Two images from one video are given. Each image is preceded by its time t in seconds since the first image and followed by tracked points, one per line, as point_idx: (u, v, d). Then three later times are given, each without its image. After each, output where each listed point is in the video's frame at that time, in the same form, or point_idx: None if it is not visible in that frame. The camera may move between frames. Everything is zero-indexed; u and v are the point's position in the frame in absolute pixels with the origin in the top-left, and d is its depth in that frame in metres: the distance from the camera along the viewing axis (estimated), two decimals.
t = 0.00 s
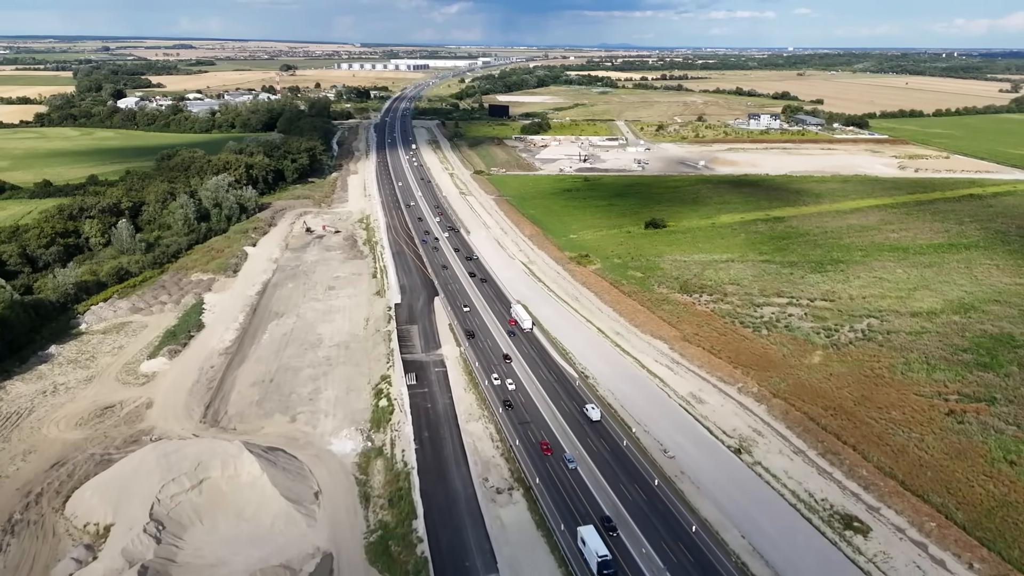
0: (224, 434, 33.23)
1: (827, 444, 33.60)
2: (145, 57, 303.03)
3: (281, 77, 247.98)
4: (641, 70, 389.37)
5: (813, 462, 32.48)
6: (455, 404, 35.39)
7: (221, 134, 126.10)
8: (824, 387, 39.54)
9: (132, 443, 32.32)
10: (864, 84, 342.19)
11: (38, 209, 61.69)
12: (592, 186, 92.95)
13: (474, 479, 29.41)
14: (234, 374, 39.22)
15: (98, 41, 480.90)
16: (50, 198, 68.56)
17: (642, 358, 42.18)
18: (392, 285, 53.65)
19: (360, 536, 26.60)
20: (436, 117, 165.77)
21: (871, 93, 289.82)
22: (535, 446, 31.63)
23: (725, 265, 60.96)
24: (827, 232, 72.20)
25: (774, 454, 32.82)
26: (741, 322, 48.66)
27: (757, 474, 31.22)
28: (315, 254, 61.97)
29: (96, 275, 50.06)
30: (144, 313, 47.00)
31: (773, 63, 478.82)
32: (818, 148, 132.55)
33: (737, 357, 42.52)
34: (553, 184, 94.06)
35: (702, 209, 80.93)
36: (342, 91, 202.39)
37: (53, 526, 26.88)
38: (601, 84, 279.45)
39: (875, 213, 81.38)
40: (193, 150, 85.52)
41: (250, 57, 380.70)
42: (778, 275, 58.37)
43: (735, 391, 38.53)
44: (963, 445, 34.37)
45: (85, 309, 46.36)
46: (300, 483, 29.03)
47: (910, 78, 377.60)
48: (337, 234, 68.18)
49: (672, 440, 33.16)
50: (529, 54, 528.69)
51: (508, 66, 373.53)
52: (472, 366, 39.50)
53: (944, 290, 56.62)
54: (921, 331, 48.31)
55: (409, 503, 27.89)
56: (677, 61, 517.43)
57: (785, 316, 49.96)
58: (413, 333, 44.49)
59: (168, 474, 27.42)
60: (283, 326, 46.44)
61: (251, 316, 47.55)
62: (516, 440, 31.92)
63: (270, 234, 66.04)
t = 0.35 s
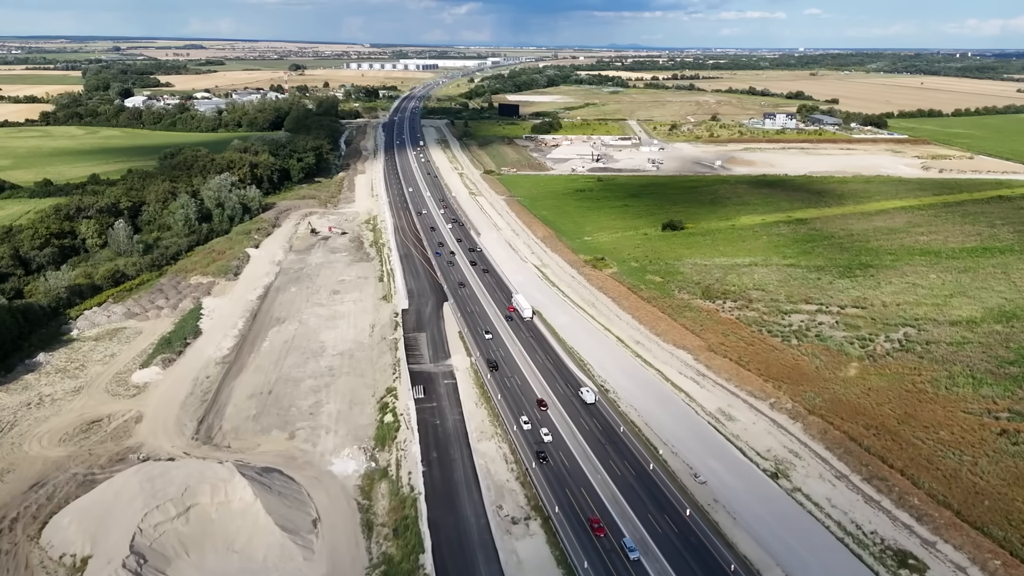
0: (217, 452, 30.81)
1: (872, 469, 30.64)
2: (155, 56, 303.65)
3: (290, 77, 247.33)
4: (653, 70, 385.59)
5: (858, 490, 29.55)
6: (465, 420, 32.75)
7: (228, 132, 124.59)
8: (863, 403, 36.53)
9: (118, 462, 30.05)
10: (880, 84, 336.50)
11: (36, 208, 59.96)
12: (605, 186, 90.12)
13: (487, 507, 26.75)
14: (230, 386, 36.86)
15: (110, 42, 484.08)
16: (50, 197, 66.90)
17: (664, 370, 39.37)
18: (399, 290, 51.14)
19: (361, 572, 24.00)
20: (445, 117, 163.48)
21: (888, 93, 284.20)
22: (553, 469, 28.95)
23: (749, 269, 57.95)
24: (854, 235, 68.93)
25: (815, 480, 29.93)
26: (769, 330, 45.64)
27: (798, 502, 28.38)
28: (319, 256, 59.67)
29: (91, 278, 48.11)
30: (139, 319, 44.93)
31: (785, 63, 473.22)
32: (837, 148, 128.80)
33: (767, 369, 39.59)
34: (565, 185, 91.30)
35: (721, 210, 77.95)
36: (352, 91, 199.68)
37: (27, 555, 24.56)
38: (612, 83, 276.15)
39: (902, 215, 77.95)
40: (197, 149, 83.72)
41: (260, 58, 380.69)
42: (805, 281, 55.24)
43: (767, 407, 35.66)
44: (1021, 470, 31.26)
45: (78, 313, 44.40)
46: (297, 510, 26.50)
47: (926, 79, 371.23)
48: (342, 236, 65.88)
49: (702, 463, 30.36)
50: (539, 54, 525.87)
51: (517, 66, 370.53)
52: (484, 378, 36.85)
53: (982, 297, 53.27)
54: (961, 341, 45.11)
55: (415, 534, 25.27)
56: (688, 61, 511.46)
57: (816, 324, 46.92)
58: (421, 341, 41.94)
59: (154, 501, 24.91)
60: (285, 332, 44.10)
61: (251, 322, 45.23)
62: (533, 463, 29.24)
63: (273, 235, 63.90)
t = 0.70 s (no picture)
0: (208, 474, 28.39)
1: (925, 499, 27.67)
2: (164, 56, 304.04)
3: (299, 76, 246.64)
4: (664, 70, 381.59)
5: (911, 522, 26.63)
6: (476, 440, 30.12)
7: (233, 132, 123.15)
8: (908, 422, 33.49)
9: (101, 484, 27.74)
10: (896, 83, 330.60)
11: (32, 208, 58.16)
12: (619, 187, 87.24)
13: (502, 540, 24.13)
14: (225, 399, 34.45)
15: (122, 43, 486.43)
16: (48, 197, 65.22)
17: (690, 383, 36.54)
18: (406, 294, 48.59)
19: None
20: (454, 116, 160.96)
21: (905, 92, 278.70)
22: (573, 497, 26.26)
23: (774, 273, 54.92)
24: (882, 237, 65.62)
25: (863, 510, 27.06)
26: (801, 340, 42.58)
27: (846, 537, 25.51)
28: (323, 259, 57.31)
29: (84, 282, 46.08)
30: (133, 326, 42.83)
31: (797, 63, 468.59)
32: (857, 147, 125.01)
33: (802, 383, 36.63)
34: (578, 185, 88.47)
35: (740, 211, 74.91)
36: (360, 90, 198.24)
37: None
38: (622, 83, 272.69)
39: (931, 217, 74.48)
40: (200, 147, 81.82)
41: (269, 58, 380.50)
42: (834, 285, 52.14)
43: (804, 426, 32.79)
44: None
45: (69, 319, 42.36)
46: (292, 543, 23.96)
47: (943, 77, 364.52)
48: (348, 237, 63.52)
49: (738, 490, 27.58)
50: (548, 54, 522.80)
51: (527, 65, 367.04)
52: (496, 391, 34.22)
53: None
54: (1008, 352, 41.84)
55: (423, 572, 22.66)
56: (699, 60, 505.61)
57: (850, 332, 43.87)
58: (429, 350, 39.36)
59: (134, 533, 22.43)
60: (285, 339, 41.74)
61: (250, 329, 42.89)
62: (552, 489, 26.59)
63: (277, 236, 61.75)
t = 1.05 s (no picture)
0: (195, 500, 25.97)
1: (987, 534, 24.74)
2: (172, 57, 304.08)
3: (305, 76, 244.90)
4: (672, 70, 377.99)
5: (975, 562, 23.72)
6: (488, 463, 27.51)
7: (237, 131, 121.35)
8: (960, 444, 30.49)
9: (77, 511, 25.41)
10: (909, 83, 325.56)
11: (25, 208, 56.21)
12: (632, 187, 84.43)
13: None
14: (217, 415, 32.01)
15: (132, 44, 488.78)
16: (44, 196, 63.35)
17: (718, 400, 33.69)
18: (412, 300, 46.02)
19: None
20: (461, 115, 158.46)
21: (919, 92, 273.83)
22: (597, 533, 23.55)
23: (799, 278, 51.94)
24: (910, 240, 62.44)
25: (919, 547, 24.19)
26: (835, 351, 39.57)
27: None
28: (326, 262, 54.91)
29: (73, 286, 43.92)
30: (124, 333, 40.63)
31: (807, 62, 464.01)
32: (875, 146, 121.47)
33: (840, 400, 33.72)
34: (589, 185, 85.69)
35: (759, 212, 71.94)
36: (366, 89, 196.32)
37: None
38: (631, 83, 269.56)
39: (960, 218, 71.11)
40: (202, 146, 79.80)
41: (276, 58, 379.90)
42: (865, 291, 49.11)
43: (845, 449, 29.93)
44: None
45: (55, 326, 40.21)
46: None
47: (957, 77, 358.62)
48: (352, 239, 61.10)
49: (779, 524, 24.80)
50: (555, 54, 519.89)
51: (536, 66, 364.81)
52: (508, 408, 31.61)
53: None
54: None
55: None
56: (708, 60, 501.15)
57: (886, 342, 40.88)
58: (436, 361, 36.78)
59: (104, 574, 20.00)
60: (284, 348, 39.34)
61: (247, 337, 40.48)
62: (572, 523, 23.92)
63: (278, 238, 59.48)
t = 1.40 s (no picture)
0: (175, 534, 23.52)
1: None
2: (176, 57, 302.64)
3: (310, 75, 243.23)
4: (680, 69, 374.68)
5: None
6: (500, 493, 24.86)
7: (239, 130, 119.34)
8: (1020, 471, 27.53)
9: (44, 545, 23.04)
10: (921, 82, 320.77)
11: (15, 209, 54.16)
12: (644, 188, 81.64)
13: None
14: (204, 435, 29.54)
15: (136, 45, 487.60)
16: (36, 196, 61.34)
17: (748, 419, 30.96)
18: (416, 307, 43.42)
19: None
20: (467, 115, 155.81)
21: (932, 91, 269.38)
22: None
23: (825, 284, 49.04)
24: (939, 243, 59.35)
25: None
26: (871, 364, 36.63)
27: None
28: (326, 266, 52.46)
29: (58, 292, 41.67)
30: (110, 343, 38.38)
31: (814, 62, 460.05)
32: (892, 146, 118.06)
33: (881, 419, 30.91)
34: (599, 186, 82.92)
35: (778, 214, 69.03)
36: (371, 89, 194.36)
37: None
38: (639, 83, 266.27)
39: (989, 220, 67.85)
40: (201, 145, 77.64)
41: (281, 58, 378.82)
42: (897, 298, 46.17)
43: (893, 476, 27.07)
44: None
45: (37, 335, 37.95)
46: None
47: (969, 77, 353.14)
48: (354, 242, 58.64)
49: (827, 566, 22.06)
50: (561, 54, 517.02)
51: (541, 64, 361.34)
52: (520, 428, 28.95)
53: None
54: None
55: None
56: (716, 60, 497.16)
57: (925, 354, 37.97)
58: (442, 375, 34.18)
59: None
60: (280, 359, 36.86)
61: (240, 347, 38.03)
62: (595, 565, 21.25)
63: (277, 240, 57.15)
